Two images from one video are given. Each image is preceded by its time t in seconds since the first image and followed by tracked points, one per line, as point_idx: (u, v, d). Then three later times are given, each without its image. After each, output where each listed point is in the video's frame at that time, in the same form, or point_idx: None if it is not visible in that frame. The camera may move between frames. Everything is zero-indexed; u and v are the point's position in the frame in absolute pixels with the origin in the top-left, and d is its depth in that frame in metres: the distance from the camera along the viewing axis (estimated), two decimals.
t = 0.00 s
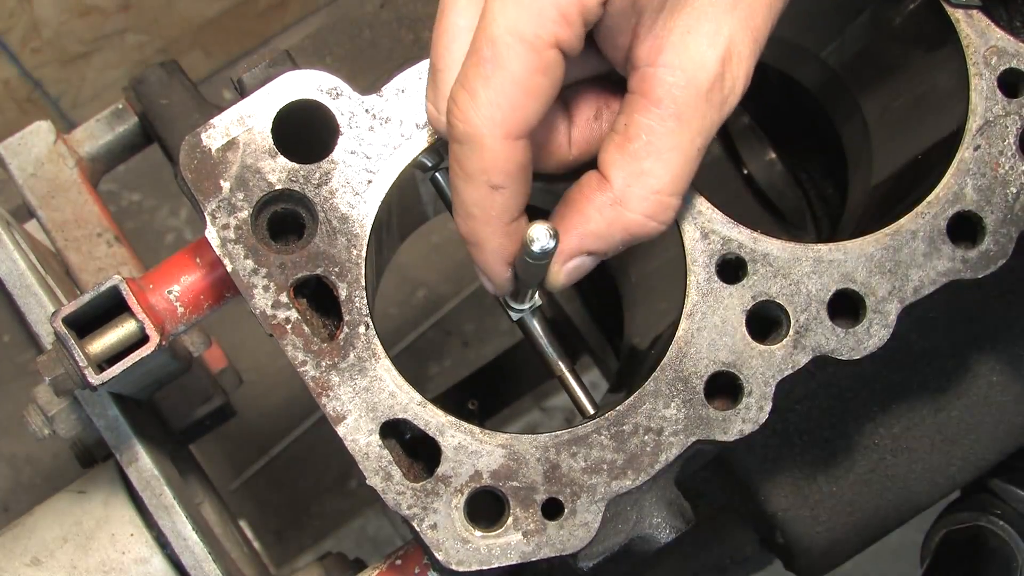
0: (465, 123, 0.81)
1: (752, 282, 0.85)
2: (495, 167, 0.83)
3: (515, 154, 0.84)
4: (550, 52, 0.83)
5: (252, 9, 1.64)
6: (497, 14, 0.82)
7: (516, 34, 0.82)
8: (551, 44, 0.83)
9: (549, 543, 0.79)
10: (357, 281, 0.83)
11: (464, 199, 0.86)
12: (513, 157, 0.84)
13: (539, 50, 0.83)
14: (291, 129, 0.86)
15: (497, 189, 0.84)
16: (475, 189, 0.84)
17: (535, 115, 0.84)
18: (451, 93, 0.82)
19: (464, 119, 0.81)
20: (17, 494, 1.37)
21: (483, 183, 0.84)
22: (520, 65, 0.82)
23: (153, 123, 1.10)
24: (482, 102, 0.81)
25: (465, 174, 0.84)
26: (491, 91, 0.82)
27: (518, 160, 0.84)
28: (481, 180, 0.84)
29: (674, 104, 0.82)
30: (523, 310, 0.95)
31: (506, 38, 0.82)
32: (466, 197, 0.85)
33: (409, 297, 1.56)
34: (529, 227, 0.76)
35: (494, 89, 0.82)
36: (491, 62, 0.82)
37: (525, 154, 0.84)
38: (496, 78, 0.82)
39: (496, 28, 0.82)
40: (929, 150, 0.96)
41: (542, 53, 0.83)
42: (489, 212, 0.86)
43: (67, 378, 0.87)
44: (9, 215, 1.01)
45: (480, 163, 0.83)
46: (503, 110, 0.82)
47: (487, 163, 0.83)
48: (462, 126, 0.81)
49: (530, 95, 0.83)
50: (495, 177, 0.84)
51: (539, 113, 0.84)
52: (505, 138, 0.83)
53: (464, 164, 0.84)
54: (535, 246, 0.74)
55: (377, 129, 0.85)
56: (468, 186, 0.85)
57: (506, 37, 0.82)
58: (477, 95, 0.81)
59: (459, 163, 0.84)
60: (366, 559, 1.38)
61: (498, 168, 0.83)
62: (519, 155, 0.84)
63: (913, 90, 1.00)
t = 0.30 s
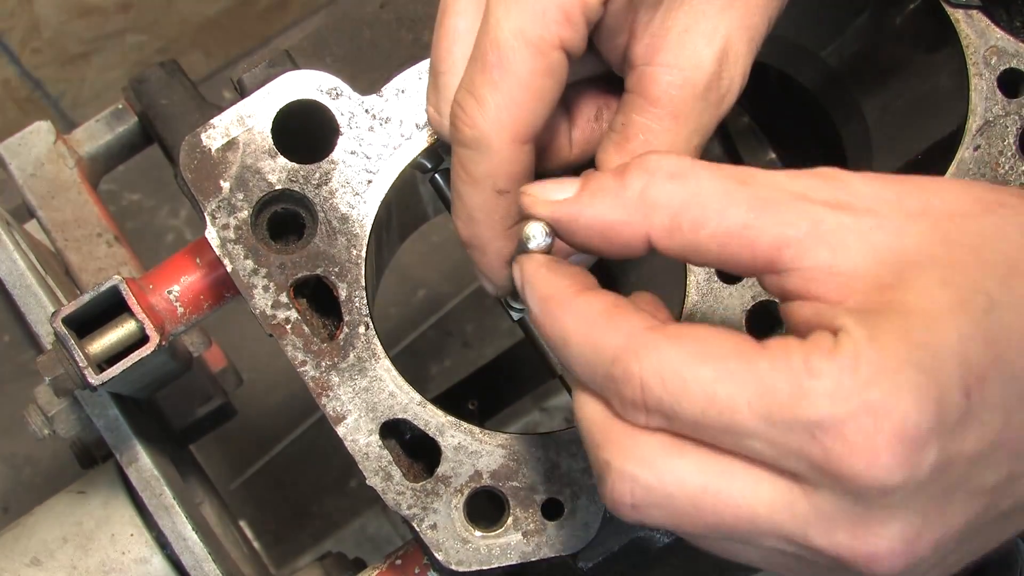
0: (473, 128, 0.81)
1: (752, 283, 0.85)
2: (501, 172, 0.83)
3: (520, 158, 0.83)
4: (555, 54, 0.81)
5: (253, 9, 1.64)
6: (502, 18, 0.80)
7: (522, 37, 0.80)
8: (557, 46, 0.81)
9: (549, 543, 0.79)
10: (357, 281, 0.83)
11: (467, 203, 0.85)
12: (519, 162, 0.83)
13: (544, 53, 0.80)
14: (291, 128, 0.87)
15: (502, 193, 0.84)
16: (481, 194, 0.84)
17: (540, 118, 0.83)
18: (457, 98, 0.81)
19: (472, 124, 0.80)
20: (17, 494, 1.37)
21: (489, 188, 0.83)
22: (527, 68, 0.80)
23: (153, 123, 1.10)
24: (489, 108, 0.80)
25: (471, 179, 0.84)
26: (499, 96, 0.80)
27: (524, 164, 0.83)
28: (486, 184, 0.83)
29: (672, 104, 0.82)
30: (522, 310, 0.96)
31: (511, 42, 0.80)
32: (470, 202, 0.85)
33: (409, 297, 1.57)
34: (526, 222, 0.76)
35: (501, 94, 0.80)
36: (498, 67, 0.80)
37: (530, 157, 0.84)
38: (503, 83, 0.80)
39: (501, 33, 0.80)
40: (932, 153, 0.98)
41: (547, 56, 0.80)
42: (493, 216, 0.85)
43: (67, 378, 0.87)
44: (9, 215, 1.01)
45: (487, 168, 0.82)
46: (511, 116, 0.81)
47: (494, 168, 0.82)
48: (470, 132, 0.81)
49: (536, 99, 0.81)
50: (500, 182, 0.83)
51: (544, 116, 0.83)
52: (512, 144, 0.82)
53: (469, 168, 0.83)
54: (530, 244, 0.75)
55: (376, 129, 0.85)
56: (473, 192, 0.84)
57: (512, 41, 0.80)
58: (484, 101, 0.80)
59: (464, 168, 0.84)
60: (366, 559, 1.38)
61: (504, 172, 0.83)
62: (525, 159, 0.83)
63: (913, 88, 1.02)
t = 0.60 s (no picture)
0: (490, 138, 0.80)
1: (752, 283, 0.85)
2: (517, 183, 0.82)
3: (535, 168, 0.82)
4: (571, 63, 0.81)
5: (252, 9, 1.64)
6: (517, 31, 0.80)
7: (537, 48, 0.79)
8: (572, 54, 0.80)
9: (549, 543, 0.79)
10: (357, 281, 0.83)
11: (479, 213, 0.84)
12: (534, 172, 0.82)
13: (560, 63, 0.80)
14: (292, 128, 0.86)
15: (516, 204, 0.83)
16: (495, 204, 0.83)
17: (556, 128, 0.82)
18: (474, 110, 0.81)
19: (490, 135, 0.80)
20: (17, 494, 1.37)
21: (503, 199, 0.83)
22: (544, 77, 0.80)
23: (153, 123, 1.10)
24: (507, 118, 0.79)
25: (485, 189, 0.83)
26: (516, 107, 0.79)
27: (538, 174, 0.83)
28: (501, 195, 0.83)
29: (669, 96, 0.82)
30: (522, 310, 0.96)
31: (528, 54, 0.79)
32: (483, 213, 0.84)
33: (409, 297, 1.57)
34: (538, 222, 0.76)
35: (518, 105, 0.79)
36: (516, 80, 0.80)
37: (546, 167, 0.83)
38: (521, 94, 0.79)
39: (518, 45, 0.80)
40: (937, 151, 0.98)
41: (563, 65, 0.80)
42: (506, 224, 0.84)
43: (67, 378, 0.87)
44: (9, 215, 1.01)
45: (502, 179, 0.82)
46: (529, 127, 0.80)
47: (510, 179, 0.82)
48: (488, 143, 0.80)
49: (552, 110, 0.81)
50: (517, 193, 0.82)
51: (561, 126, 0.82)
52: (528, 154, 0.81)
53: (482, 177, 0.83)
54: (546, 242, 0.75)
55: (377, 129, 0.85)
56: (486, 202, 0.83)
57: (528, 53, 0.79)
58: (503, 113, 0.79)
59: (478, 178, 0.83)
60: (366, 560, 1.38)
61: (520, 184, 0.82)
62: (540, 169, 0.83)
63: (914, 88, 1.01)
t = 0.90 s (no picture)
0: (478, 133, 0.81)
1: (752, 282, 0.85)
2: (506, 177, 0.83)
3: (524, 164, 0.83)
4: (562, 60, 0.82)
5: (253, 9, 1.65)
6: (508, 25, 0.81)
7: (528, 42, 0.81)
8: (561, 51, 0.82)
9: (549, 544, 0.79)
10: (357, 281, 0.83)
11: (471, 208, 0.85)
12: (522, 166, 0.83)
13: (551, 59, 0.82)
14: (292, 127, 0.86)
15: (506, 198, 0.84)
16: (485, 198, 0.84)
17: (545, 124, 0.84)
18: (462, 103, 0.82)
19: (477, 129, 0.81)
20: (17, 494, 1.37)
21: (493, 192, 0.84)
22: (531, 73, 0.82)
23: (153, 123, 1.10)
24: (495, 113, 0.81)
25: (476, 184, 0.84)
26: (504, 102, 0.81)
27: (527, 168, 0.84)
28: (491, 189, 0.84)
29: (669, 103, 0.83)
30: (524, 312, 0.96)
31: (518, 48, 0.81)
32: (474, 207, 0.85)
33: (409, 297, 1.57)
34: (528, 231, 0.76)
35: (506, 100, 0.82)
36: (503, 73, 0.82)
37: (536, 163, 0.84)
38: (509, 89, 0.81)
39: (507, 39, 0.81)
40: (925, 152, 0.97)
41: (553, 62, 0.82)
42: (495, 220, 0.85)
43: (67, 378, 0.87)
44: (9, 215, 1.01)
45: (492, 172, 0.83)
46: (517, 123, 0.82)
47: (499, 172, 0.83)
48: (476, 136, 0.81)
49: (541, 103, 0.83)
50: (506, 186, 0.84)
51: (549, 123, 0.84)
52: (517, 149, 0.83)
53: (474, 173, 0.84)
54: (534, 250, 0.74)
55: (377, 129, 0.85)
56: (477, 195, 0.84)
57: (518, 47, 0.81)
58: (491, 106, 0.81)
59: (470, 173, 0.84)
60: (366, 560, 1.38)
61: (509, 177, 0.83)
62: (530, 164, 0.84)
63: (912, 91, 1.00)
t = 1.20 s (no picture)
0: (466, 119, 0.81)
1: (752, 283, 0.85)
2: (493, 165, 0.83)
3: (512, 151, 0.84)
4: (551, 49, 0.84)
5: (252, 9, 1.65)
6: (498, 11, 0.82)
7: (517, 31, 0.82)
8: (551, 40, 0.83)
9: (549, 544, 0.79)
10: (357, 281, 0.83)
11: (460, 194, 0.86)
12: (511, 154, 0.84)
13: (540, 47, 0.83)
14: (292, 127, 0.86)
15: (494, 186, 0.85)
16: (473, 185, 0.85)
17: (534, 113, 0.84)
18: (451, 90, 0.82)
19: (464, 115, 0.81)
20: (17, 493, 1.37)
21: (481, 180, 0.84)
22: (520, 61, 0.82)
23: (153, 123, 1.10)
24: (482, 99, 0.81)
25: (462, 170, 0.84)
26: (491, 87, 0.82)
27: (514, 156, 0.84)
28: (478, 176, 0.84)
29: (665, 101, 0.83)
30: (518, 313, 0.96)
31: (506, 35, 0.82)
32: (463, 194, 0.86)
33: (409, 298, 1.57)
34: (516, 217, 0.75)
35: (493, 85, 0.82)
36: (492, 60, 0.82)
37: (524, 151, 0.85)
38: (496, 75, 0.82)
39: (496, 26, 0.82)
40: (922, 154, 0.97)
41: (542, 50, 0.83)
42: (482, 207, 0.86)
43: (68, 378, 0.87)
44: (9, 215, 1.01)
45: (479, 160, 0.83)
46: (503, 108, 0.82)
47: (485, 160, 0.83)
48: (463, 124, 0.81)
49: (529, 92, 0.83)
50: (493, 175, 0.84)
51: (538, 112, 0.85)
52: (505, 136, 0.83)
53: (461, 161, 0.84)
54: (521, 236, 0.74)
55: (377, 129, 0.85)
56: (465, 182, 0.85)
57: (506, 35, 0.82)
58: (477, 91, 0.81)
59: (456, 159, 0.84)
60: (366, 560, 1.38)
61: (496, 166, 0.84)
62: (518, 153, 0.84)
63: (914, 90, 1.00)
